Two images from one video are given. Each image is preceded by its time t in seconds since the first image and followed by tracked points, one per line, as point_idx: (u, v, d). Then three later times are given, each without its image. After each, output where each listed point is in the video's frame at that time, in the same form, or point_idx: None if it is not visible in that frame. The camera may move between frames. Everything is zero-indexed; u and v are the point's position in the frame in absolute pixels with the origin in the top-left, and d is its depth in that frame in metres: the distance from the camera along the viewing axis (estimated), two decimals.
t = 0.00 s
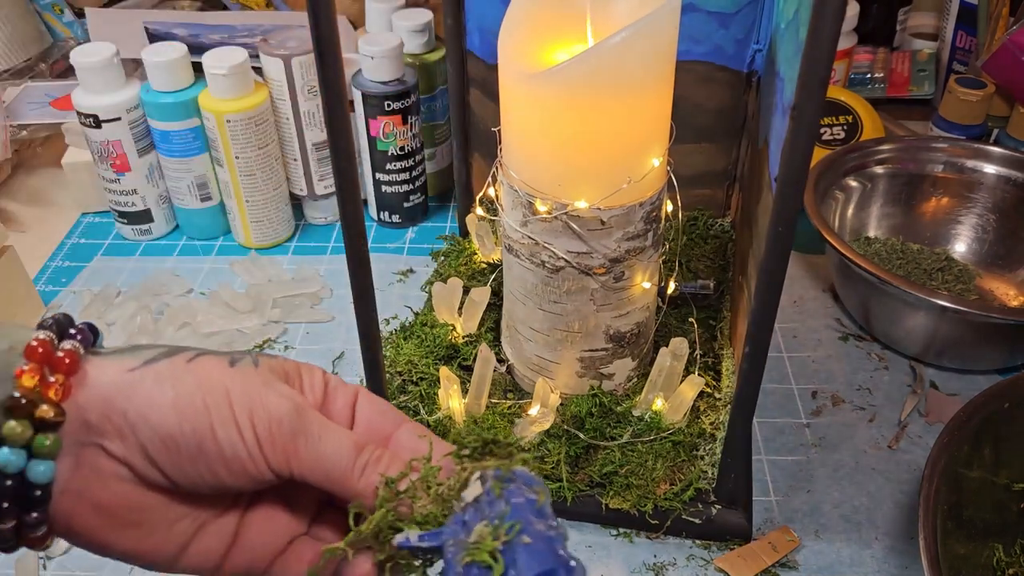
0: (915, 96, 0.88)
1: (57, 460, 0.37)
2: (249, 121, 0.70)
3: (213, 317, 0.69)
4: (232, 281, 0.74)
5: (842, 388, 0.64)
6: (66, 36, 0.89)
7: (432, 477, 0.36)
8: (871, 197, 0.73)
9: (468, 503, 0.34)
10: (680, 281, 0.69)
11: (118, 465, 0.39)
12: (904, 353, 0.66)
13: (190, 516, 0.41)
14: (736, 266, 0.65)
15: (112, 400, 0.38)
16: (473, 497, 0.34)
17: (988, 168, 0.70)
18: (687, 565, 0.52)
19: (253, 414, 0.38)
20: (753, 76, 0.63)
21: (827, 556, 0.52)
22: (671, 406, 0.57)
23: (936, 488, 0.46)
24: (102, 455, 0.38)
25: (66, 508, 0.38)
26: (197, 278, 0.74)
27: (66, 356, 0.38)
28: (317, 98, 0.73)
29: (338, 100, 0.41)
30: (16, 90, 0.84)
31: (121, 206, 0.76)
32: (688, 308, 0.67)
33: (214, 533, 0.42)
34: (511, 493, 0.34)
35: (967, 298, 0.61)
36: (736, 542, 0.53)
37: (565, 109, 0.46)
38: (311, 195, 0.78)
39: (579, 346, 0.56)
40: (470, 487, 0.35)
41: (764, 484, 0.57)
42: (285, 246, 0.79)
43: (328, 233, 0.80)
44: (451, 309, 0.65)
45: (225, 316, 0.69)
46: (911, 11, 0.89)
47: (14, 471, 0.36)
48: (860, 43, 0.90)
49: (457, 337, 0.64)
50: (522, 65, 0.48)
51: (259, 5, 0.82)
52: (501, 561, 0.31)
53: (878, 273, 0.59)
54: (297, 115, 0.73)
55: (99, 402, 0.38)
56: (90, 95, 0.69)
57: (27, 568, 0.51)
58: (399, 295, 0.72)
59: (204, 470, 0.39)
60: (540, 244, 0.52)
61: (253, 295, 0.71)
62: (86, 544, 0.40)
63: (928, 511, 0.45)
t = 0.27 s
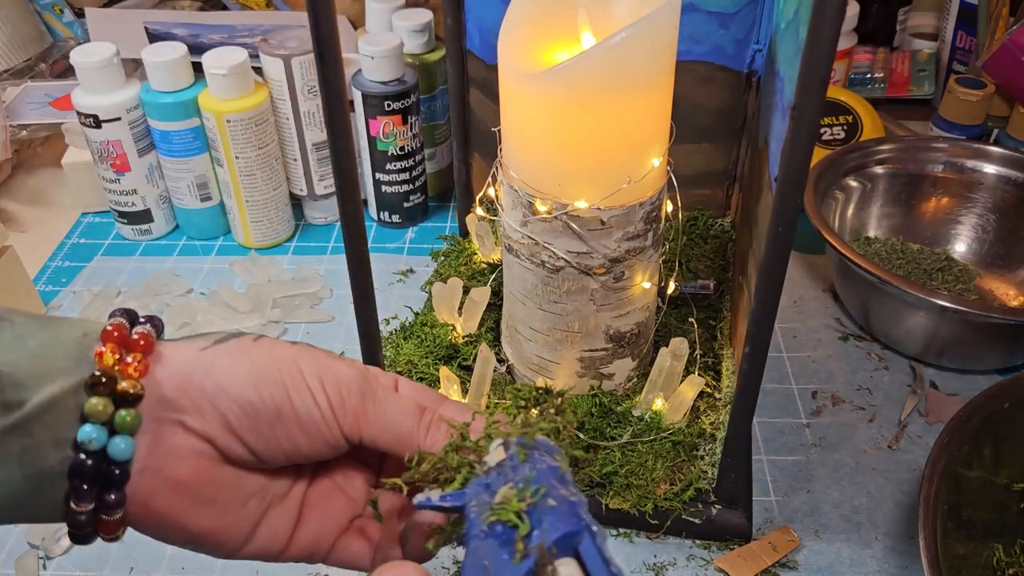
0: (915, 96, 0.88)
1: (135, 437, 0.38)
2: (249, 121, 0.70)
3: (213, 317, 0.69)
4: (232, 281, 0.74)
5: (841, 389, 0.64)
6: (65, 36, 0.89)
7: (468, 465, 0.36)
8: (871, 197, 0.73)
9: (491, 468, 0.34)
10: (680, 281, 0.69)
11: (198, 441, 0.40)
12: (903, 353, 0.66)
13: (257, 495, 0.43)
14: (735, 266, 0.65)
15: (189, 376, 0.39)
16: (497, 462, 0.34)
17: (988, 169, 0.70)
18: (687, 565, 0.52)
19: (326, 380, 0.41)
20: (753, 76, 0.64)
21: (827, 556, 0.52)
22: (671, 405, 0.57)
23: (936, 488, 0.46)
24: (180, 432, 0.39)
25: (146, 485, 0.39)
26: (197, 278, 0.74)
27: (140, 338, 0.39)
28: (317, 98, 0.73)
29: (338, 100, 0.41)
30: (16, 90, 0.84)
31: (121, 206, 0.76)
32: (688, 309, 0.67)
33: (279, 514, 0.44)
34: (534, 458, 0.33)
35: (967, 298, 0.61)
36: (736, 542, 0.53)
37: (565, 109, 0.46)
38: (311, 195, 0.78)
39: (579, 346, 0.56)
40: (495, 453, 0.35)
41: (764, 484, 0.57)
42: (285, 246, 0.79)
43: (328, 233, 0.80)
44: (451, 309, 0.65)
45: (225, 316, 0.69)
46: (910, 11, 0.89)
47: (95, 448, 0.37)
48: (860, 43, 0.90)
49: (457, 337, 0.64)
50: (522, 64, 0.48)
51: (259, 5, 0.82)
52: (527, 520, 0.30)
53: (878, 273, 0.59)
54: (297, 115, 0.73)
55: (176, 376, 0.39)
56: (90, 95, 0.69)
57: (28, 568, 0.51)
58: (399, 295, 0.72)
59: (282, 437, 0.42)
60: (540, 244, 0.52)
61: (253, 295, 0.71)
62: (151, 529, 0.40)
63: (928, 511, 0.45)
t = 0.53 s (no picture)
0: (915, 96, 0.88)
1: (124, 440, 0.39)
2: (249, 121, 0.70)
3: (213, 317, 0.69)
4: (233, 281, 0.74)
5: (841, 389, 0.63)
6: (66, 35, 0.89)
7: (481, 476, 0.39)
8: (871, 197, 0.73)
9: (494, 502, 0.34)
10: (680, 281, 0.69)
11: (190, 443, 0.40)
12: (903, 353, 0.66)
13: (253, 509, 0.42)
14: (735, 266, 0.65)
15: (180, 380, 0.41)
16: (500, 497, 0.34)
17: (988, 169, 0.70)
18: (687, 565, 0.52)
19: (318, 378, 0.42)
20: (753, 76, 0.64)
21: (827, 556, 0.52)
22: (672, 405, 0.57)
23: (936, 488, 0.46)
24: (171, 434, 0.40)
25: (137, 492, 0.38)
26: (197, 278, 0.74)
27: (128, 347, 0.40)
28: (317, 98, 0.73)
29: (338, 100, 0.41)
30: (16, 90, 0.84)
31: (121, 206, 0.76)
32: (688, 309, 0.67)
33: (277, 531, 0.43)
34: (540, 498, 0.34)
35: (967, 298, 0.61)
36: (736, 542, 0.53)
37: (565, 109, 0.46)
38: (311, 195, 0.79)
39: (579, 346, 0.56)
40: (499, 486, 0.35)
41: (764, 484, 0.57)
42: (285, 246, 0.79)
43: (328, 233, 0.80)
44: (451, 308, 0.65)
45: (225, 315, 0.69)
46: (910, 11, 0.89)
47: (83, 450, 0.37)
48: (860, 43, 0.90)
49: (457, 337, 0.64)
50: (522, 64, 0.48)
51: (259, 4, 0.82)
52: (531, 564, 0.31)
53: (878, 273, 0.59)
54: (297, 115, 0.73)
55: (167, 378, 0.40)
56: (90, 96, 0.69)
57: (28, 569, 0.51)
58: (399, 295, 0.72)
59: (275, 436, 0.42)
60: (540, 243, 0.52)
61: (253, 295, 0.71)
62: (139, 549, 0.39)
63: (928, 511, 0.45)
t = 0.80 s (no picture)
0: (915, 96, 0.88)
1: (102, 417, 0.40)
2: (248, 120, 0.70)
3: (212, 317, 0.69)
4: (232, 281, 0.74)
5: (842, 389, 0.63)
6: (65, 35, 0.88)
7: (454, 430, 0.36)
8: (871, 197, 0.73)
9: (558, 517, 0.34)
10: (680, 281, 0.69)
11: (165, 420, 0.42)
12: (904, 353, 0.66)
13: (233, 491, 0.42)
14: (736, 266, 0.65)
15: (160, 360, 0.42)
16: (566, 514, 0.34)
17: (989, 168, 0.70)
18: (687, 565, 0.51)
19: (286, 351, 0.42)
20: (753, 76, 0.63)
21: (828, 557, 0.52)
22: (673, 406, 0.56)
23: (936, 487, 0.46)
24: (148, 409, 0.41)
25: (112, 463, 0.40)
26: (197, 278, 0.74)
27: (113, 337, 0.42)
28: (317, 98, 0.73)
29: (337, 100, 0.41)
30: (15, 90, 0.84)
31: (120, 206, 0.76)
32: (688, 309, 0.67)
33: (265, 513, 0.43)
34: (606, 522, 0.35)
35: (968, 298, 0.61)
36: (736, 542, 0.53)
37: (564, 108, 0.46)
38: (310, 195, 0.78)
39: (579, 346, 0.56)
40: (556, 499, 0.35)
41: (765, 484, 0.57)
42: (285, 245, 0.78)
43: (327, 233, 0.80)
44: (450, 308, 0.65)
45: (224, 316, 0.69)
46: (910, 11, 0.89)
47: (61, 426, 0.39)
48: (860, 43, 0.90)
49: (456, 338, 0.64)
50: (522, 63, 0.48)
51: (258, 4, 0.82)
52: None
53: (879, 273, 0.59)
54: (297, 115, 0.73)
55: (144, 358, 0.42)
56: (89, 95, 0.69)
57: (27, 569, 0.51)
58: (399, 295, 0.72)
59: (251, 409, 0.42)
60: (540, 244, 0.52)
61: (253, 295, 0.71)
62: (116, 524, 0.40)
63: (929, 511, 0.45)
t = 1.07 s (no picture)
0: (917, 95, 0.88)
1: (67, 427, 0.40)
2: (247, 120, 0.70)
3: (211, 317, 0.69)
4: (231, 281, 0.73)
5: (843, 389, 0.63)
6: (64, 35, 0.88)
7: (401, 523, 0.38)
8: (873, 196, 0.73)
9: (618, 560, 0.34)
10: (680, 281, 0.68)
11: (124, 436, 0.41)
12: (905, 353, 0.65)
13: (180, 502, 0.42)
14: (736, 266, 0.65)
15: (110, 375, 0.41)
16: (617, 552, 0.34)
17: (990, 168, 0.70)
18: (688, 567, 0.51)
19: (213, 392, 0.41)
20: (754, 76, 0.63)
21: (828, 558, 0.52)
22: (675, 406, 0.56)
23: (938, 488, 0.46)
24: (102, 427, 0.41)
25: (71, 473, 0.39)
26: (196, 278, 0.74)
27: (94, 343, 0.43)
28: (316, 97, 0.72)
29: (336, 100, 0.41)
30: (14, 89, 0.84)
31: (119, 206, 0.76)
32: (688, 309, 0.66)
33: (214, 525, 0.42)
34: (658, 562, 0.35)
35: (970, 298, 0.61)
36: (737, 544, 0.52)
37: (564, 109, 0.46)
38: (310, 195, 0.78)
39: (579, 347, 0.56)
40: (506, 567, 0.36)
41: (765, 485, 0.56)
42: (284, 245, 0.78)
43: (327, 233, 0.79)
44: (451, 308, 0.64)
45: (223, 316, 0.69)
46: (912, 10, 0.89)
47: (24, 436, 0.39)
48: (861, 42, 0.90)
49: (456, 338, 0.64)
50: (523, 63, 0.48)
51: (257, 4, 0.82)
52: None
53: (880, 273, 0.58)
54: (296, 114, 0.73)
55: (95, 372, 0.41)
56: (88, 95, 0.69)
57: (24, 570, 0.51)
58: (398, 296, 0.72)
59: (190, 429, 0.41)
60: (540, 244, 0.52)
61: (252, 295, 0.71)
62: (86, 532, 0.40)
63: (930, 512, 0.45)
